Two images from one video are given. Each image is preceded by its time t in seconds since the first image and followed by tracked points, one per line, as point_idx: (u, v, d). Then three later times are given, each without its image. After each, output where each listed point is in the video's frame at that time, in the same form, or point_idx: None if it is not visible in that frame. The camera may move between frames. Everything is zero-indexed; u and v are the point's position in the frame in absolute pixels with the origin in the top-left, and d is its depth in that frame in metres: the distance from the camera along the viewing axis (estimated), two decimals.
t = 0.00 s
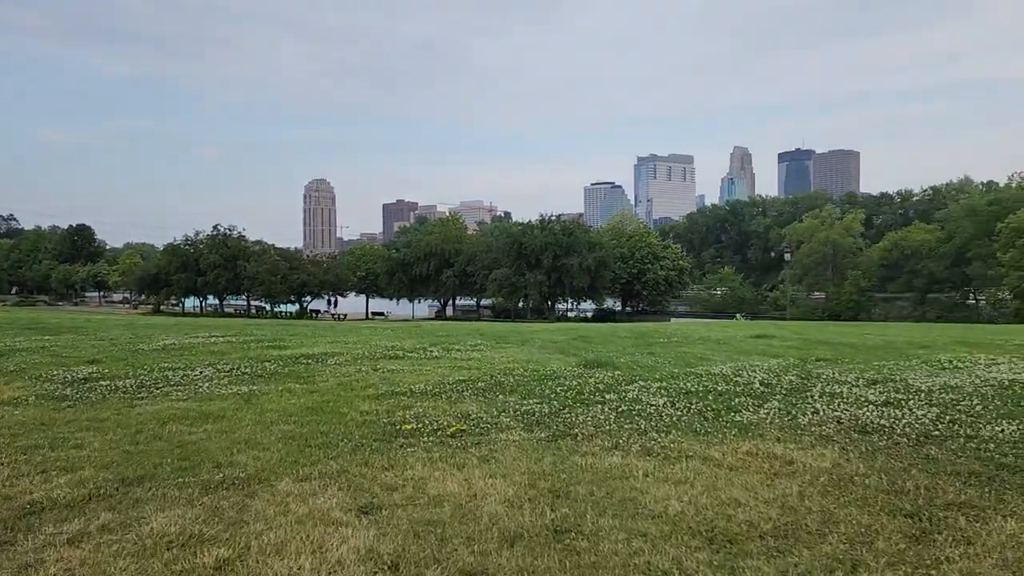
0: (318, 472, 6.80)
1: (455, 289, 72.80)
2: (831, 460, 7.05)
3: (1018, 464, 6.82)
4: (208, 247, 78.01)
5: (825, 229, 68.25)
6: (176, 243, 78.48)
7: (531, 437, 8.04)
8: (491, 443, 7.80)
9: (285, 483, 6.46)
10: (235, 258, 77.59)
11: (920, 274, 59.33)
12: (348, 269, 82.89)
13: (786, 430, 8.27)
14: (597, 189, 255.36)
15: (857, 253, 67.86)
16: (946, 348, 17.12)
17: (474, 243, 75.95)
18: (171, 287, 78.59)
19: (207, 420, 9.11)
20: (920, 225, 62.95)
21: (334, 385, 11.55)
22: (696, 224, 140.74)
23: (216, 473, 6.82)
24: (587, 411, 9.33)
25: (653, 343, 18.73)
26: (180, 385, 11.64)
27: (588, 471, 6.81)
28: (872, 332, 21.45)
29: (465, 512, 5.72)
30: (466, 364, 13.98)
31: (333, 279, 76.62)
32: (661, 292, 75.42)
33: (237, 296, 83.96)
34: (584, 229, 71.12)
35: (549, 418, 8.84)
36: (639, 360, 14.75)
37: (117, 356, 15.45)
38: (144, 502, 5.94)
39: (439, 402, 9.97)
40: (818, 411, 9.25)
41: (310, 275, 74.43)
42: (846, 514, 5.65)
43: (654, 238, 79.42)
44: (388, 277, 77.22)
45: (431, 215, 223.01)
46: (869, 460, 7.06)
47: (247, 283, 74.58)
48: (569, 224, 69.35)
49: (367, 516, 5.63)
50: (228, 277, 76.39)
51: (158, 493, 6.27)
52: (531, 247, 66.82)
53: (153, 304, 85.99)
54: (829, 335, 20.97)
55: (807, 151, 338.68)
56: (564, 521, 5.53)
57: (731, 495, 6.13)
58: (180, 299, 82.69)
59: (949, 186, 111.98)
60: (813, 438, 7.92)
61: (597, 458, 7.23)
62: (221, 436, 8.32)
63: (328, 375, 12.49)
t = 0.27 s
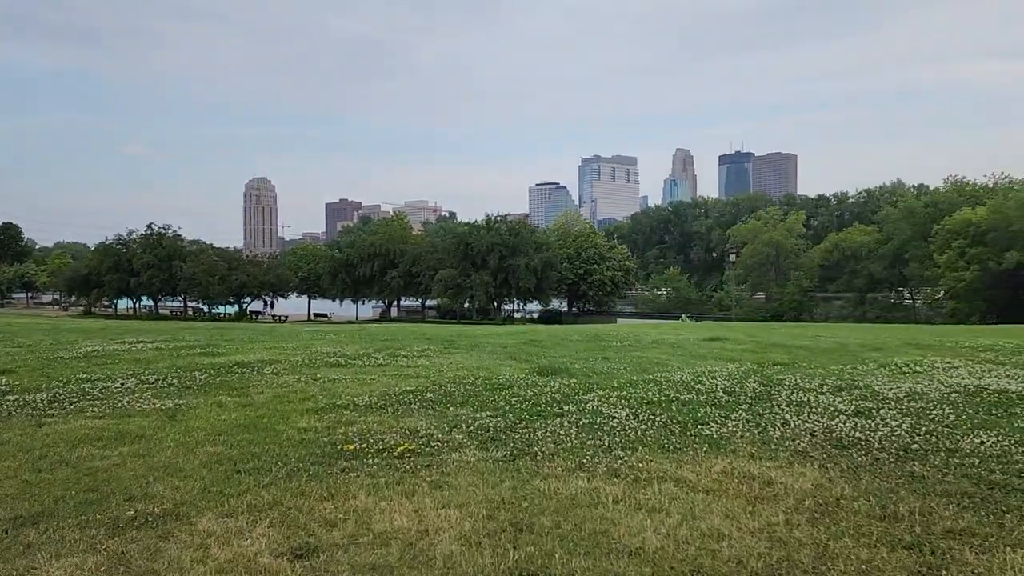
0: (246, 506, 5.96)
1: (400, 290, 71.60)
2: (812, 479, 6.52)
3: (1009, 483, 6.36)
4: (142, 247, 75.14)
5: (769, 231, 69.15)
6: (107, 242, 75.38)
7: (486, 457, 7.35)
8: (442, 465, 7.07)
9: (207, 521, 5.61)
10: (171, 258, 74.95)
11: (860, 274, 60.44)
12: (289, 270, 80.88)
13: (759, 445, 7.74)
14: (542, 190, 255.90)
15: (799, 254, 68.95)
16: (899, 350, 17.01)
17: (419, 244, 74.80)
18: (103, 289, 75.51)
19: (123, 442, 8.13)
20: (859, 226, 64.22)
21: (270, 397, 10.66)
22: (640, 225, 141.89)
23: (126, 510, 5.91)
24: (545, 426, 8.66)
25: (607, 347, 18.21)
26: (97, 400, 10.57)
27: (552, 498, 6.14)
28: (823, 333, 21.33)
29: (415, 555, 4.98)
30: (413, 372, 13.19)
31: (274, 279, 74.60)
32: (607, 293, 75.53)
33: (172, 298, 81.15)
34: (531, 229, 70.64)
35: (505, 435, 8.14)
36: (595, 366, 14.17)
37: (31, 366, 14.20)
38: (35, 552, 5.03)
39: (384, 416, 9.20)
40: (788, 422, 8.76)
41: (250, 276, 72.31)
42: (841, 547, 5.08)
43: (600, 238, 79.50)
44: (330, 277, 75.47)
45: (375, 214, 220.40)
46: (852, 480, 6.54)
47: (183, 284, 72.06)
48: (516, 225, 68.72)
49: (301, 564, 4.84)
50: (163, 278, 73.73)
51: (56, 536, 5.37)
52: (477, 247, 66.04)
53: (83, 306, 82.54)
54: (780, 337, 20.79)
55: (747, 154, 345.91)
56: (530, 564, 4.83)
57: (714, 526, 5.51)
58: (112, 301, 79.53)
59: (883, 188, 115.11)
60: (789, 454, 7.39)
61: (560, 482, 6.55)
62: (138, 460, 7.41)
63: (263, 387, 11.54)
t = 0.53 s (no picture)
0: (179, 543, 5.13)
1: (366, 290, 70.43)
2: (819, 501, 5.87)
3: None
4: (99, 246, 72.89)
5: (737, 230, 69.21)
6: (62, 241, 73.11)
7: (456, 477, 6.59)
8: (407, 487, 6.30)
9: (132, 564, 4.79)
10: (130, 257, 72.93)
11: (827, 274, 60.64)
12: (253, 269, 79.22)
13: (754, 459, 7.09)
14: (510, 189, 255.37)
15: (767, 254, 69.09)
16: (879, 351, 16.60)
17: (386, 243, 73.66)
18: (58, 289, 73.28)
19: (48, 463, 7.21)
20: (827, 226, 64.56)
21: (220, 407, 9.77)
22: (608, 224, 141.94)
23: (36, 549, 5.06)
24: (520, 439, 7.92)
25: (580, 349, 17.54)
26: (27, 411, 9.58)
27: (531, 527, 5.40)
28: (800, 335, 20.84)
29: None
30: (377, 378, 12.36)
31: (236, 279, 72.94)
32: (575, 293, 75.10)
33: (131, 298, 79.02)
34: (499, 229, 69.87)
35: (479, 452, 7.36)
36: (569, 370, 13.47)
37: None
38: None
39: (344, 429, 8.39)
40: (782, 432, 8.12)
41: (211, 276, 70.61)
42: None
43: (569, 237, 79.03)
44: (294, 277, 73.95)
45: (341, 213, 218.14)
46: (866, 501, 5.88)
47: (142, 285, 70.15)
48: (484, 224, 67.82)
49: None
50: (121, 278, 71.72)
51: None
52: (445, 247, 65.13)
53: (38, 306, 80.05)
54: (756, 338, 20.33)
55: (712, 155, 348.77)
56: None
57: (717, 560, 4.82)
58: (68, 301, 77.23)
59: (847, 189, 116.42)
60: (792, 470, 6.72)
61: (543, 509, 5.79)
62: (61, 483, 6.52)
63: (214, 395, 10.62)
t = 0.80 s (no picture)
0: None
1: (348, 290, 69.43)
2: (870, 533, 5.21)
3: None
4: (74, 245, 71.24)
5: (722, 231, 68.95)
6: (37, 240, 71.47)
7: (458, 505, 5.87)
8: (404, 518, 5.57)
9: None
10: (106, 257, 71.46)
11: (813, 274, 60.49)
12: (232, 269, 77.90)
13: (785, 481, 6.43)
14: (491, 189, 254.71)
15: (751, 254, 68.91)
16: (882, 356, 16.09)
17: (368, 243, 72.70)
18: (32, 289, 71.63)
19: None
20: (812, 226, 64.51)
21: (194, 420, 8.98)
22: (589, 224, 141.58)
23: None
24: (525, 458, 7.21)
25: (574, 353, 16.87)
26: None
27: (551, 570, 4.69)
28: (797, 338, 20.32)
29: None
30: (364, 386, 11.60)
31: (216, 280, 71.63)
32: (560, 294, 74.54)
33: (108, 299, 77.45)
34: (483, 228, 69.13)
35: (481, 473, 6.65)
36: (566, 377, 12.79)
37: None
38: None
39: (330, 446, 7.64)
40: (807, 449, 7.49)
41: (190, 276, 69.28)
42: None
43: (553, 238, 78.48)
44: (275, 277, 72.71)
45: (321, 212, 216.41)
46: (923, 534, 5.23)
47: (119, 285, 68.70)
48: (468, 223, 66.80)
49: None
50: (97, 278, 70.22)
51: None
52: (428, 247, 64.30)
53: (11, 307, 78.25)
54: (752, 341, 19.79)
55: (693, 157, 350.03)
56: None
57: None
58: (42, 302, 75.56)
59: (829, 190, 116.90)
60: (829, 494, 6.07)
61: (561, 546, 5.08)
62: (10, 515, 5.72)
63: (189, 407, 9.81)
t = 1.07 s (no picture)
0: None
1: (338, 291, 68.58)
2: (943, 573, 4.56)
3: None
4: (59, 245, 70.09)
5: (715, 231, 68.53)
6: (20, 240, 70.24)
7: (470, 539, 5.18)
8: (410, 556, 4.88)
9: None
10: (92, 258, 70.37)
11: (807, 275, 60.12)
12: (220, 269, 76.84)
13: (831, 507, 5.79)
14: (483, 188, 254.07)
15: (744, 254, 68.54)
16: (895, 360, 15.57)
17: (358, 243, 71.87)
18: (16, 290, 70.39)
19: None
20: (806, 226, 64.26)
21: (174, 434, 8.25)
22: (580, 224, 141.20)
23: None
24: (540, 481, 6.51)
25: (578, 357, 16.26)
26: None
27: None
28: (803, 342, 19.75)
29: None
30: (357, 394, 10.92)
31: (203, 280, 70.59)
32: (552, 295, 73.93)
33: (94, 299, 76.24)
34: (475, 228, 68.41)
35: (492, 499, 5.97)
36: (573, 384, 12.12)
37: None
38: None
39: (323, 465, 6.94)
40: (847, 468, 6.85)
41: (177, 276, 68.21)
42: None
43: (545, 238, 77.89)
44: (264, 278, 71.70)
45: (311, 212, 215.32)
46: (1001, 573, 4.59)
47: (105, 285, 67.56)
48: (459, 223, 66.04)
49: None
50: (82, 278, 69.06)
51: None
52: (419, 247, 63.54)
53: None
54: (757, 344, 19.25)
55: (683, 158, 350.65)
56: None
57: None
58: (27, 303, 74.27)
59: (819, 190, 116.94)
60: (882, 522, 5.44)
61: None
62: None
63: (170, 419, 9.07)
